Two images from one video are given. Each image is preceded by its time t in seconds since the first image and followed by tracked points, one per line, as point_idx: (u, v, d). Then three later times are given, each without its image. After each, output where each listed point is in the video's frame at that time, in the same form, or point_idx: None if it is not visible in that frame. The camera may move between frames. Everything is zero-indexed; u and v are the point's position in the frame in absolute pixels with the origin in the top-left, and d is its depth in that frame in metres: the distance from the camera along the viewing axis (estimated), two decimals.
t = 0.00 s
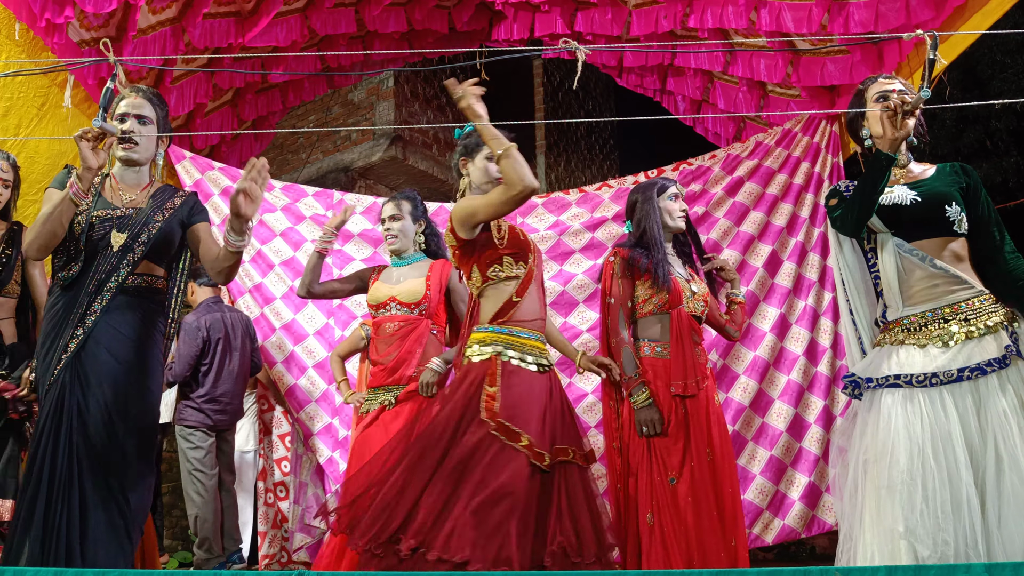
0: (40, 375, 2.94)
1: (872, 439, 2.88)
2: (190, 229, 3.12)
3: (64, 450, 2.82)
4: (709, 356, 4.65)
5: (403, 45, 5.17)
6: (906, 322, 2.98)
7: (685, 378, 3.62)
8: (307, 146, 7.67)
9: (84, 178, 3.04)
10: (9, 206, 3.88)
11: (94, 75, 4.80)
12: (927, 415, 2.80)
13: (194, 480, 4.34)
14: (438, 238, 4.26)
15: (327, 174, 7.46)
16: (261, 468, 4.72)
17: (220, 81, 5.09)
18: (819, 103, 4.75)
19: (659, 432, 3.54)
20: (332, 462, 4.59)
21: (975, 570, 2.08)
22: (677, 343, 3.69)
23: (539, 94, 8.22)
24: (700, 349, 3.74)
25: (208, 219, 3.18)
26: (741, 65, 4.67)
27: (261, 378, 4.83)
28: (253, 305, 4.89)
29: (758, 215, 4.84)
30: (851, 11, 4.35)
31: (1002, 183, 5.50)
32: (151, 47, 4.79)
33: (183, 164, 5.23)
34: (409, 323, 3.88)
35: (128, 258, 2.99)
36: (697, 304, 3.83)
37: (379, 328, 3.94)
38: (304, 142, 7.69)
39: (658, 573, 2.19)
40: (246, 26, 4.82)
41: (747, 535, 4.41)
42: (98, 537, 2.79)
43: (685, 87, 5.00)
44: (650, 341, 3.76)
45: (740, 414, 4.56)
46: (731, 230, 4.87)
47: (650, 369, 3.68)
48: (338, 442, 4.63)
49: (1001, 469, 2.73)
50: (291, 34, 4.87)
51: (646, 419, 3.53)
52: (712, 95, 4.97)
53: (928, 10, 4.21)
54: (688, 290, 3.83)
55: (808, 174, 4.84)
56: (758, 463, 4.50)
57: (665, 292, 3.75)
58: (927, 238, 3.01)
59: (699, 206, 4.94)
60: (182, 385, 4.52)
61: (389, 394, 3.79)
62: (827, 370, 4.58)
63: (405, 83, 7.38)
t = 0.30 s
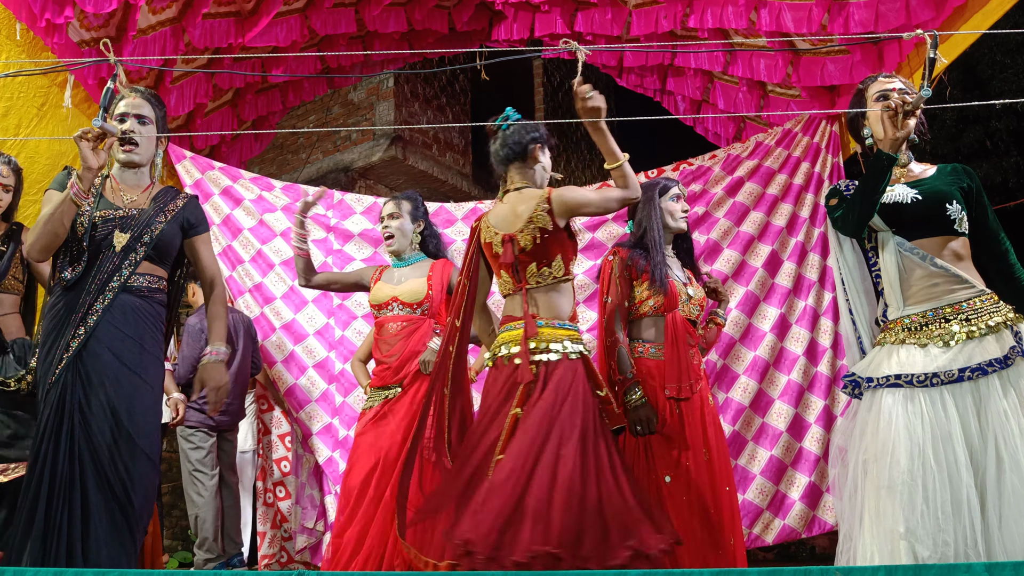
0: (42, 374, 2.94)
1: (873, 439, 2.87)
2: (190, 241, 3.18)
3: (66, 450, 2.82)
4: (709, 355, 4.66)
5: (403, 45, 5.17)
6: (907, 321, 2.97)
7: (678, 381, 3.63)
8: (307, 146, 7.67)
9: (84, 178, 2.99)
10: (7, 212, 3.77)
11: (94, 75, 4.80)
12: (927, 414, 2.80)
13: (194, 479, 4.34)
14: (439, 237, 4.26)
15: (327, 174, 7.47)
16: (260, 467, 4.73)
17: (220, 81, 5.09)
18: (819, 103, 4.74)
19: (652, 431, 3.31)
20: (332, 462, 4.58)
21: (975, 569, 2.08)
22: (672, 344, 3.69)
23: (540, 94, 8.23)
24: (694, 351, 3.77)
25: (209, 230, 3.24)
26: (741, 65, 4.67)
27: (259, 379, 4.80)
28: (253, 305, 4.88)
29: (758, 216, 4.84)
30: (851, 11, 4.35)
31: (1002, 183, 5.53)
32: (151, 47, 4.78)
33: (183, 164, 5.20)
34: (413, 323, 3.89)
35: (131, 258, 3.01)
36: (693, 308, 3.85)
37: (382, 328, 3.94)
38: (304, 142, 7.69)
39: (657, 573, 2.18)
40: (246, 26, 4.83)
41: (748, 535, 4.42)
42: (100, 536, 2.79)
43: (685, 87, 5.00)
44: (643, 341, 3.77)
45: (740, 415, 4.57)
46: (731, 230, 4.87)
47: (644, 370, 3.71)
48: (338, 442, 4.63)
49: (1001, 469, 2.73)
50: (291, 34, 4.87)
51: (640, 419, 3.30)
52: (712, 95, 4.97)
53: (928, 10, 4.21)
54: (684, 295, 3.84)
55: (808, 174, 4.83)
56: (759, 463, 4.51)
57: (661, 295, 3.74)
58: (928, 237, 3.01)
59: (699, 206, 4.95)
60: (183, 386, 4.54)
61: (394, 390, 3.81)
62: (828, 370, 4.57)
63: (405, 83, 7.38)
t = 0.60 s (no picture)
0: (42, 373, 2.93)
1: (873, 439, 2.87)
2: (191, 245, 3.20)
3: (66, 449, 2.82)
4: (709, 355, 4.66)
5: (403, 45, 5.17)
6: (906, 321, 2.97)
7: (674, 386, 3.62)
8: (307, 146, 7.67)
9: (87, 179, 2.98)
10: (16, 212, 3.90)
11: (94, 75, 4.79)
12: (928, 414, 2.80)
13: (195, 479, 4.34)
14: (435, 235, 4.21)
15: (327, 174, 7.46)
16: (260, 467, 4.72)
17: (220, 81, 5.09)
18: (819, 103, 4.75)
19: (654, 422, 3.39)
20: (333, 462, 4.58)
21: (975, 569, 2.08)
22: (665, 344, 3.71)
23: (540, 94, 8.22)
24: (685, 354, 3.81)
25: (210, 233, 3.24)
26: (741, 66, 4.67)
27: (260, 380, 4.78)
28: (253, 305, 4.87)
29: (758, 216, 4.84)
30: (851, 11, 4.35)
31: (1002, 183, 5.53)
32: (151, 47, 4.78)
33: (183, 164, 5.22)
34: (410, 323, 3.81)
35: (132, 258, 3.01)
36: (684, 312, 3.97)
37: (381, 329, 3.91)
38: (304, 142, 7.69)
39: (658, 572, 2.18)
40: (246, 27, 4.83)
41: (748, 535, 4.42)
42: (100, 536, 2.78)
43: (685, 87, 4.99)
44: (636, 343, 3.85)
45: (740, 415, 4.57)
46: (731, 230, 4.87)
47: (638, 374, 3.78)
48: (338, 442, 4.62)
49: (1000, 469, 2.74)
50: (291, 34, 4.87)
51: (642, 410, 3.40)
52: (712, 95, 4.98)
53: (929, 10, 4.21)
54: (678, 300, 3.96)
55: (808, 174, 4.83)
56: (758, 463, 4.51)
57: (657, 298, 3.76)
58: (928, 236, 3.01)
59: (699, 206, 4.95)
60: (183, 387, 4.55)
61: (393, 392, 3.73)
62: (828, 370, 4.58)
63: (405, 83, 7.38)
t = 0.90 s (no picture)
0: (43, 374, 2.93)
1: (872, 438, 2.87)
2: (196, 237, 3.18)
3: (67, 450, 2.82)
4: (709, 355, 4.65)
5: (403, 45, 5.17)
6: (904, 320, 2.98)
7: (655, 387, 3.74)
8: (306, 145, 7.68)
9: (88, 180, 2.99)
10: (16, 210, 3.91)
11: (94, 75, 4.79)
12: (926, 414, 2.80)
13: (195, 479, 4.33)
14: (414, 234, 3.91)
15: (326, 174, 7.47)
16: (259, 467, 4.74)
17: (221, 81, 5.10)
18: (819, 103, 4.75)
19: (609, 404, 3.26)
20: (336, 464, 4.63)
21: (975, 569, 2.09)
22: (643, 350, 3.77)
23: (539, 94, 8.22)
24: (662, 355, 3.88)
25: (210, 227, 3.23)
26: (741, 66, 4.67)
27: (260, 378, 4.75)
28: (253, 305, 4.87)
29: (758, 216, 4.84)
30: (852, 11, 4.35)
31: (1002, 183, 5.51)
32: (151, 47, 4.78)
33: (183, 163, 5.21)
34: (378, 332, 3.55)
35: (132, 258, 3.01)
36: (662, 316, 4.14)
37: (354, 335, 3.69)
38: (304, 142, 7.70)
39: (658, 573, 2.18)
40: (246, 27, 4.83)
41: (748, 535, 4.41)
42: (102, 536, 2.78)
43: (685, 87, 5.00)
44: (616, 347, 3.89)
45: (740, 415, 4.55)
46: (731, 230, 4.86)
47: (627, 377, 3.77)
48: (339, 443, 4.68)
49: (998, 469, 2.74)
50: (291, 34, 4.87)
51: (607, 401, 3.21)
52: (712, 95, 4.98)
53: (929, 10, 4.21)
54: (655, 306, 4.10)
55: (808, 175, 4.84)
56: (758, 463, 4.50)
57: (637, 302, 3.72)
58: (927, 236, 3.01)
59: (699, 206, 4.95)
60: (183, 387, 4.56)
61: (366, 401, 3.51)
62: (828, 370, 4.58)
63: (405, 83, 7.38)
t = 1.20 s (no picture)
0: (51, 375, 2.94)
1: (872, 438, 2.87)
2: (186, 230, 3.15)
3: (75, 448, 2.82)
4: (709, 356, 4.65)
5: (403, 45, 5.18)
6: (904, 319, 2.98)
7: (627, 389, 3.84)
8: (307, 145, 7.69)
9: (88, 177, 2.94)
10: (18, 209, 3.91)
11: (94, 75, 4.79)
12: (926, 414, 2.80)
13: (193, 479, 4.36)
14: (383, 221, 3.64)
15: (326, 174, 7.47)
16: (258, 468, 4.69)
17: (220, 81, 5.10)
18: (819, 102, 4.75)
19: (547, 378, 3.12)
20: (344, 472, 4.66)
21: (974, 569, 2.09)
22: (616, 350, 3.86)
23: (539, 94, 8.22)
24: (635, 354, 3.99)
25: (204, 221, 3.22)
26: (742, 65, 4.67)
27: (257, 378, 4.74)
28: (253, 305, 4.87)
29: (757, 216, 4.83)
30: (851, 11, 4.35)
31: (1003, 183, 5.59)
32: (151, 47, 4.79)
33: (182, 163, 5.16)
34: (319, 314, 3.32)
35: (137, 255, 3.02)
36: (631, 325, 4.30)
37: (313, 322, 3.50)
38: (304, 141, 7.71)
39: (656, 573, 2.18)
40: (246, 26, 4.83)
41: (748, 535, 4.41)
42: (111, 535, 2.78)
43: (685, 87, 5.00)
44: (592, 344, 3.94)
45: (739, 415, 4.55)
46: (731, 230, 4.86)
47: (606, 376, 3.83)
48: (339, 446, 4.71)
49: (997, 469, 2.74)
50: (291, 34, 4.87)
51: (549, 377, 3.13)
52: (712, 95, 4.98)
53: (928, 10, 4.21)
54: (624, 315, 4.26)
55: (808, 174, 4.84)
56: (758, 463, 4.50)
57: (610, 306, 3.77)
58: (929, 235, 3.01)
59: (699, 206, 4.95)
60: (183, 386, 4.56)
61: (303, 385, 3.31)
62: (828, 370, 4.58)
63: (405, 83, 7.39)
